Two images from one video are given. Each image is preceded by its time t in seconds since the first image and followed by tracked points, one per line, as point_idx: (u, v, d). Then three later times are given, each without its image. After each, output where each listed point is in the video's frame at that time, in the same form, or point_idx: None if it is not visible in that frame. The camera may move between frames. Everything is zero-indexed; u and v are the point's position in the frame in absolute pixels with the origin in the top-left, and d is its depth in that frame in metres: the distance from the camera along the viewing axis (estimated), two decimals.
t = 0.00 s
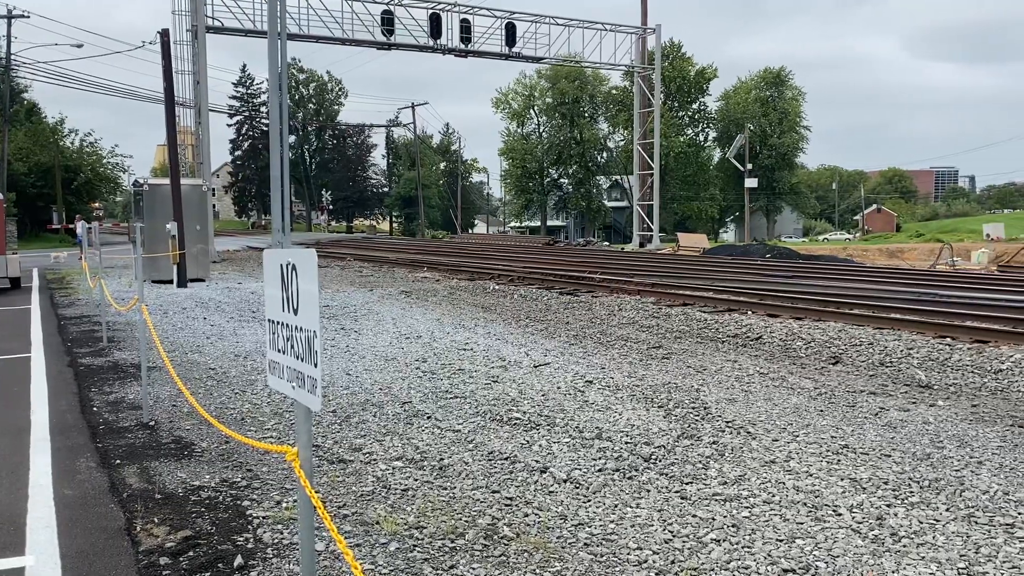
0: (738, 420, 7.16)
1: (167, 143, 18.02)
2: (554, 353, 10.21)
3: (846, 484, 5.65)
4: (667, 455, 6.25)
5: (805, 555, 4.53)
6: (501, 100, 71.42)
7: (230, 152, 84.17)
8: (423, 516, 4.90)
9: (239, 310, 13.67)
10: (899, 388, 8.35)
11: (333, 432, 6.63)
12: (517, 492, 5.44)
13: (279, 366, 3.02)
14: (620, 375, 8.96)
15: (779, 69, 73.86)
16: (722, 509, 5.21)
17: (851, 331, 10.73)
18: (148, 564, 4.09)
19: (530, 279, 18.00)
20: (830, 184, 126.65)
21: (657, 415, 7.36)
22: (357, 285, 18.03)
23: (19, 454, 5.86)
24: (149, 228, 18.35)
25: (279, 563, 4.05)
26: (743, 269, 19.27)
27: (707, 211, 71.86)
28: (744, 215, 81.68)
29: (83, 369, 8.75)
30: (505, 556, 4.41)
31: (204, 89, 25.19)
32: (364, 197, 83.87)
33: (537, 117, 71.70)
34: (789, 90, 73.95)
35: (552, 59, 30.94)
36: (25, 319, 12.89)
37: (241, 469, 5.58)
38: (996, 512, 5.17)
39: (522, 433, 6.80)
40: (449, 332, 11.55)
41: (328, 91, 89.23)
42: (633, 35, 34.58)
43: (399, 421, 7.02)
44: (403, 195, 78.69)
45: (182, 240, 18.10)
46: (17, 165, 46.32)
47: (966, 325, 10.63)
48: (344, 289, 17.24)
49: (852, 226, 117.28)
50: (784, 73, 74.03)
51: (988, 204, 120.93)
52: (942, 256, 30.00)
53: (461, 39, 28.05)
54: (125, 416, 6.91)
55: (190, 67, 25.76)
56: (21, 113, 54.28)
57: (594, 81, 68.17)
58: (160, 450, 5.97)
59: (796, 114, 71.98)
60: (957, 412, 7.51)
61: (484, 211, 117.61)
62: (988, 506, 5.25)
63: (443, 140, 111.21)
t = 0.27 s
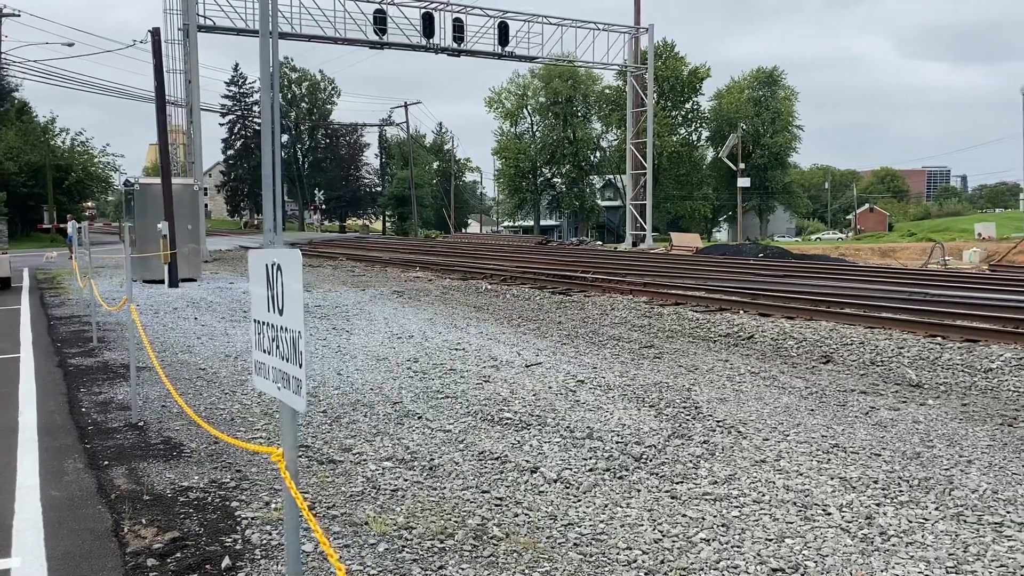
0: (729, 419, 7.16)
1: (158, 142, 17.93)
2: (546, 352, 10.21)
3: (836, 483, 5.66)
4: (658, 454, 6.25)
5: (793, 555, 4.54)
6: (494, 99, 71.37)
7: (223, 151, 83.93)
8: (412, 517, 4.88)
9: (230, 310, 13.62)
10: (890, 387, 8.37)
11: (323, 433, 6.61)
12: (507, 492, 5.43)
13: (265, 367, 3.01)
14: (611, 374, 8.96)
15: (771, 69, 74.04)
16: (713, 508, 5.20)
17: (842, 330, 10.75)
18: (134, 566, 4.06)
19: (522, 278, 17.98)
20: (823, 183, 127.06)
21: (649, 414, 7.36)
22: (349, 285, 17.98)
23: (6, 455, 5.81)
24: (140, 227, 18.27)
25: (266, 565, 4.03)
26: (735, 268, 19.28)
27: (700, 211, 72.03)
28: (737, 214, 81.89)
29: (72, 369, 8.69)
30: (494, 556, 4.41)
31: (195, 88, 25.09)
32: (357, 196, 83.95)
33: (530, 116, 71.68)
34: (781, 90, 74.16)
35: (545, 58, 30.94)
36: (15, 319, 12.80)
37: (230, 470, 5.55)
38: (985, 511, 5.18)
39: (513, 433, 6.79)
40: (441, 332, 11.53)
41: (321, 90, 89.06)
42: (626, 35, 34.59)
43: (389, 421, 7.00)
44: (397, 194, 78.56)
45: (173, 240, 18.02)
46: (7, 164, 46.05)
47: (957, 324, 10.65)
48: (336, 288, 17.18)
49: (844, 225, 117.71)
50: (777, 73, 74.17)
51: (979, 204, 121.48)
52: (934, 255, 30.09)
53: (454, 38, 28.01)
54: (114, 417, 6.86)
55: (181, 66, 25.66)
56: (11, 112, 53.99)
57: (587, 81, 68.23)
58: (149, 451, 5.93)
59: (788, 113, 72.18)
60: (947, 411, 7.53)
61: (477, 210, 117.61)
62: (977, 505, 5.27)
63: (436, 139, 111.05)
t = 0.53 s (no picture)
0: (721, 419, 7.16)
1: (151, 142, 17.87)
2: (539, 352, 10.21)
3: (826, 483, 5.66)
4: (649, 454, 6.24)
5: (783, 555, 4.53)
6: (489, 99, 71.33)
7: (217, 151, 83.73)
8: (401, 517, 4.87)
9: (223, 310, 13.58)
10: (882, 387, 8.38)
11: (314, 433, 6.58)
12: (497, 492, 5.42)
13: (248, 369, 2.99)
14: (603, 374, 8.96)
15: (765, 68, 74.16)
16: (703, 509, 5.20)
17: (834, 330, 10.76)
18: (121, 568, 4.04)
19: (516, 278, 17.97)
20: (817, 183, 127.33)
21: (640, 414, 7.35)
22: (343, 285, 17.95)
23: None
24: (133, 227, 18.20)
25: (253, 567, 4.01)
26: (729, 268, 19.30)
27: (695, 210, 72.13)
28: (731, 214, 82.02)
29: (62, 371, 8.64)
30: (483, 557, 4.40)
31: (189, 89, 25.00)
32: (352, 196, 83.83)
33: (524, 116, 71.65)
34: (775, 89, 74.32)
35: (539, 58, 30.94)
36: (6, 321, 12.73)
37: (219, 471, 5.53)
38: (974, 510, 5.19)
39: (505, 433, 6.79)
40: (434, 332, 11.52)
41: (315, 90, 88.92)
42: (620, 34, 34.61)
43: (381, 422, 6.99)
44: (392, 194, 78.45)
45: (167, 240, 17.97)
46: None
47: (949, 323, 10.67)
48: (329, 288, 17.15)
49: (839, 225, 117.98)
50: (771, 73, 74.28)
51: (973, 203, 121.83)
52: (928, 254, 30.15)
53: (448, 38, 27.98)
54: (104, 418, 6.83)
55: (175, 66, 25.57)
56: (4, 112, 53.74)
57: (582, 80, 68.27)
58: (137, 452, 5.90)
59: (783, 113, 72.33)
60: (938, 410, 7.54)
61: (472, 210, 117.63)
62: (966, 504, 5.28)
63: (431, 139, 110.94)
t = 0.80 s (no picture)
0: (714, 419, 7.18)
1: (145, 144, 17.82)
2: (533, 353, 10.22)
3: (819, 483, 5.67)
4: (642, 455, 6.26)
5: (775, 555, 4.54)
6: (485, 100, 71.35)
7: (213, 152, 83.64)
8: (395, 520, 4.86)
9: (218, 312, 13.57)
10: (876, 386, 8.40)
11: (307, 435, 6.59)
12: (490, 494, 5.42)
13: (238, 372, 2.99)
14: (598, 374, 8.97)
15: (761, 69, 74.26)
16: (695, 509, 5.21)
17: (829, 329, 10.79)
18: (112, 571, 4.04)
19: (512, 279, 17.99)
20: (812, 183, 127.58)
21: (635, 415, 7.36)
22: (338, 286, 17.94)
23: None
24: (128, 229, 18.17)
25: (244, 570, 4.01)
26: (724, 268, 19.32)
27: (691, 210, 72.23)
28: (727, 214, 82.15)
29: (56, 373, 8.63)
30: (475, 558, 4.40)
31: (184, 90, 24.97)
32: (348, 197, 83.64)
33: (520, 117, 71.68)
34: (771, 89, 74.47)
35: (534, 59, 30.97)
36: None
37: (211, 474, 5.52)
38: (966, 509, 5.21)
39: (499, 434, 6.79)
40: (429, 333, 11.53)
41: (311, 91, 88.84)
42: (615, 35, 34.65)
43: (375, 423, 6.99)
44: (388, 195, 78.39)
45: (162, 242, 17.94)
46: None
47: (943, 323, 10.69)
48: (325, 289, 17.14)
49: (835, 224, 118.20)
50: (767, 73, 74.39)
51: (968, 202, 122.10)
52: (923, 253, 30.21)
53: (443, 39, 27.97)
54: (97, 420, 6.83)
55: (170, 68, 25.54)
56: None
57: (578, 81, 68.32)
58: (130, 455, 5.89)
59: (778, 113, 72.46)
60: (932, 410, 7.56)
61: (469, 211, 117.76)
62: (959, 504, 5.29)
63: (427, 140, 110.92)
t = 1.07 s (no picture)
0: (712, 419, 7.18)
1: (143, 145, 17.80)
2: (531, 353, 10.21)
3: (817, 481, 5.68)
4: (641, 455, 6.26)
5: (773, 554, 4.55)
6: (482, 100, 71.34)
7: (210, 154, 83.54)
8: (393, 520, 4.87)
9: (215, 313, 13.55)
10: (873, 385, 8.41)
11: (305, 436, 6.58)
12: (488, 494, 5.42)
13: (235, 373, 2.98)
14: (596, 375, 8.98)
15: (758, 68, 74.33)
16: (693, 508, 5.22)
17: (826, 329, 10.80)
18: (110, 572, 4.04)
19: (510, 279, 17.99)
20: (810, 182, 127.68)
21: (632, 414, 7.37)
22: (336, 287, 17.93)
23: None
24: (125, 231, 18.14)
25: (242, 571, 4.00)
26: (722, 267, 19.33)
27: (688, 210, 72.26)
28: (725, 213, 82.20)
29: (53, 375, 8.61)
30: (473, 559, 4.40)
31: (181, 91, 24.95)
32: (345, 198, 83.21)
33: (518, 117, 71.67)
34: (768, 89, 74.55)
35: (531, 59, 30.97)
36: None
37: (209, 475, 5.51)
38: (963, 507, 5.21)
39: (497, 434, 6.79)
40: (427, 334, 11.52)
41: (308, 92, 88.77)
42: (612, 35, 34.67)
43: (373, 424, 6.98)
44: (385, 196, 78.32)
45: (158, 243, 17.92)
46: None
47: (940, 321, 10.70)
48: (323, 290, 17.13)
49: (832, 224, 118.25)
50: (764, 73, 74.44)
51: (965, 201, 122.17)
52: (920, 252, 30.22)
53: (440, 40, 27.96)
54: (95, 422, 6.81)
55: (167, 69, 25.52)
56: None
57: (575, 81, 68.33)
58: (128, 457, 5.88)
59: (775, 112, 72.51)
60: (929, 409, 7.57)
61: (466, 211, 117.72)
62: (956, 502, 5.30)
63: (424, 141, 110.85)
